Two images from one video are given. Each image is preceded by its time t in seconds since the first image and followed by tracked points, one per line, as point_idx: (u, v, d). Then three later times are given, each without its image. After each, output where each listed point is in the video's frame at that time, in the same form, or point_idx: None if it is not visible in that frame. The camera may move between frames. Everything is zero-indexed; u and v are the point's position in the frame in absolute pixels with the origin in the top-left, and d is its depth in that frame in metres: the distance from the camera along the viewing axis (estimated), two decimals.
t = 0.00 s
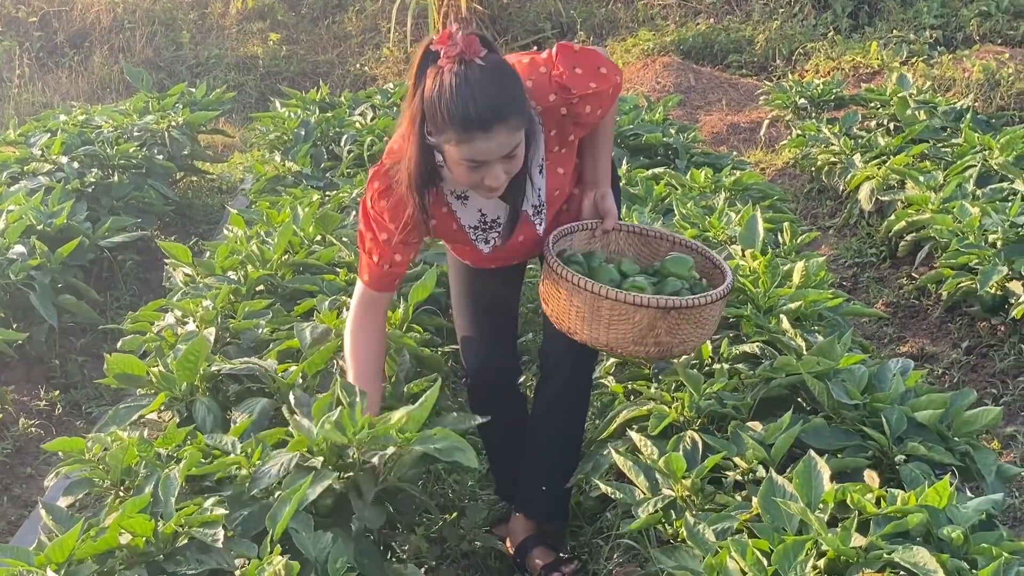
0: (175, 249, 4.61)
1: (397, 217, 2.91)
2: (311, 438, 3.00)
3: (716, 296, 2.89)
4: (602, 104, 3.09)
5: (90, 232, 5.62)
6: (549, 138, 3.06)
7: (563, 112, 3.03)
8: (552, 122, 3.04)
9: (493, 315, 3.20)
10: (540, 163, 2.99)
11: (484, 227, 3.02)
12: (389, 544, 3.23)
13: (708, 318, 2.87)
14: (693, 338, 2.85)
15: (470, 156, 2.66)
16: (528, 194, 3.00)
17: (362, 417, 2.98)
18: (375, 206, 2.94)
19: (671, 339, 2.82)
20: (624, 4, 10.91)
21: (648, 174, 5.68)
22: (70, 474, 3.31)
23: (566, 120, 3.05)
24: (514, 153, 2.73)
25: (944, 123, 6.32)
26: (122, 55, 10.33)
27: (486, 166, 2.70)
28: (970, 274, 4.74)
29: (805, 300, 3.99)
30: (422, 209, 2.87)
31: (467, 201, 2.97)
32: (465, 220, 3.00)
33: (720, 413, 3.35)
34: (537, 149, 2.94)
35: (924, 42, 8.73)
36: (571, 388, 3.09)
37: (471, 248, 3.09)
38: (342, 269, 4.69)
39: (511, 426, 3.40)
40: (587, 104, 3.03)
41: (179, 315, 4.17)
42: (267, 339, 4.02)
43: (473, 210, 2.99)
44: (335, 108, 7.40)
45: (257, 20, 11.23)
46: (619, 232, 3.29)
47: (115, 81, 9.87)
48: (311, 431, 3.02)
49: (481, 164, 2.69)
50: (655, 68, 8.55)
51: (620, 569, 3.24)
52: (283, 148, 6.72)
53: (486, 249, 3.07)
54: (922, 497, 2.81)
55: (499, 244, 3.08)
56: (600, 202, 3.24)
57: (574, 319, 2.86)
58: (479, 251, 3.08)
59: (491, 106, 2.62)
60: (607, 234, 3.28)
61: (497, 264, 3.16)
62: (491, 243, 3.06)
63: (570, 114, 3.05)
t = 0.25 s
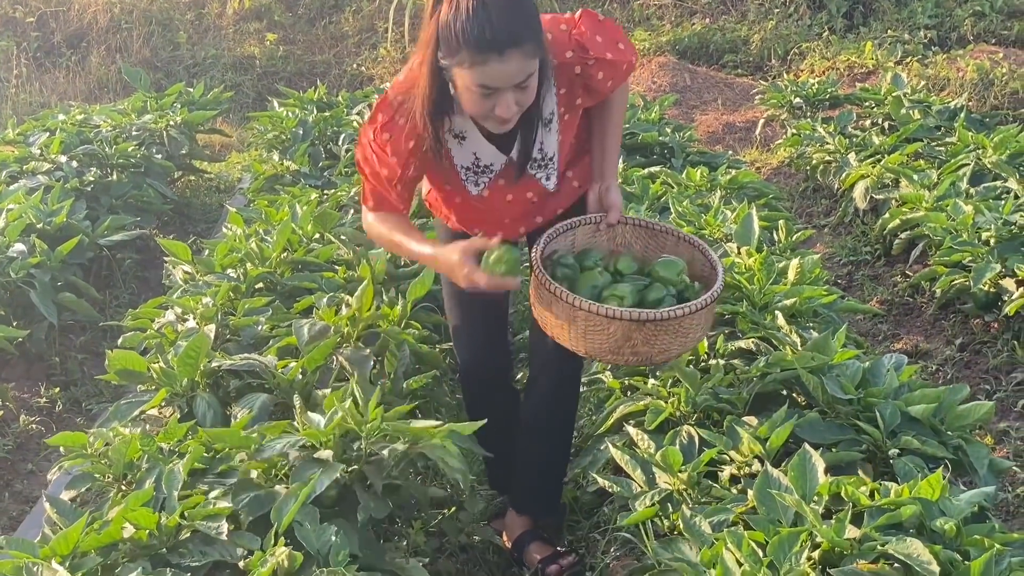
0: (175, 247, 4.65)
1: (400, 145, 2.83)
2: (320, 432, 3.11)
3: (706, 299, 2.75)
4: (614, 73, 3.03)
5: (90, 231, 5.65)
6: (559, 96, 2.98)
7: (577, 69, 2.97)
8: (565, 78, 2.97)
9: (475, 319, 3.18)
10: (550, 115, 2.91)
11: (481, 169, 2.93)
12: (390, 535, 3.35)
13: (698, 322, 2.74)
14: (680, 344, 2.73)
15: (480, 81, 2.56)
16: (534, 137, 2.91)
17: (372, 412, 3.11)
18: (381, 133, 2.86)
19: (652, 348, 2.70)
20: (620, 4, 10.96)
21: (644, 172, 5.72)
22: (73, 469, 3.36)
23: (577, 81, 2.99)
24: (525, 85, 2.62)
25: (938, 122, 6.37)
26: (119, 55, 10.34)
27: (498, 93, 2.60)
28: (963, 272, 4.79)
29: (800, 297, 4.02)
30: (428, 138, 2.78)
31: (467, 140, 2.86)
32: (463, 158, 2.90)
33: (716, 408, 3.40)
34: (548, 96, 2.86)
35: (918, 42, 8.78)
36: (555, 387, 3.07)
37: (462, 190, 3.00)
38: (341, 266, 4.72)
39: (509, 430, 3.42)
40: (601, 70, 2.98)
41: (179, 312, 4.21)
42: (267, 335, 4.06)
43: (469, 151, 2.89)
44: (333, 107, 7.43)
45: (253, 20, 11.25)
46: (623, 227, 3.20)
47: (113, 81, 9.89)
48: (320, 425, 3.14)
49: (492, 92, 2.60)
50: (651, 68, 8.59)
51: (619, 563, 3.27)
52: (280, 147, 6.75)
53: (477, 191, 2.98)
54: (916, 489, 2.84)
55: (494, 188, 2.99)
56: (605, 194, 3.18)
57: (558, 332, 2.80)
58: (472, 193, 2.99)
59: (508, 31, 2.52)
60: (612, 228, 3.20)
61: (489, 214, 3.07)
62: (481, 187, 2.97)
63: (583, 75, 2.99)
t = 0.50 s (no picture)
0: (173, 243, 4.68)
1: (424, 83, 2.77)
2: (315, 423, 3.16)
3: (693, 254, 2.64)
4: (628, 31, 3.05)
5: (88, 228, 5.67)
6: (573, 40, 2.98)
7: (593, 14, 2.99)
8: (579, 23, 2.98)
9: (484, 320, 3.14)
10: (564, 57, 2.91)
11: (494, 111, 2.89)
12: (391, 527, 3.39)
13: (682, 279, 2.64)
14: (663, 299, 2.64)
15: (493, 2, 2.52)
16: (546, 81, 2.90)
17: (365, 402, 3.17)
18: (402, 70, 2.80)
19: (628, 303, 2.62)
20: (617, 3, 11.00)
21: (640, 169, 5.75)
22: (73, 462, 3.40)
23: (591, 25, 3.00)
24: (540, 10, 2.59)
25: (931, 120, 6.41)
26: (115, 53, 10.35)
27: (509, 19, 2.57)
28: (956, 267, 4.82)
29: (793, 293, 4.06)
30: (446, 72, 2.75)
31: (480, 77, 2.85)
32: (475, 99, 2.87)
33: (709, 401, 3.43)
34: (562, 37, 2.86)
35: (912, 41, 8.82)
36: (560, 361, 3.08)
37: (473, 136, 2.96)
38: (338, 262, 4.75)
39: (508, 433, 3.37)
40: (615, 18, 3.00)
41: (178, 307, 4.24)
42: (264, 330, 4.08)
43: (482, 91, 2.86)
44: (330, 105, 7.46)
45: (250, 19, 11.28)
46: (625, 194, 3.15)
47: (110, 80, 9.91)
48: (315, 416, 3.19)
49: (505, 16, 2.56)
50: (647, 67, 8.62)
51: (613, 555, 3.31)
52: (277, 145, 6.78)
53: (488, 137, 2.94)
54: (907, 480, 2.87)
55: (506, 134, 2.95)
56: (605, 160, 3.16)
57: (530, 282, 2.76)
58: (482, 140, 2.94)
59: None
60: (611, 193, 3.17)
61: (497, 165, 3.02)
62: (493, 131, 2.93)
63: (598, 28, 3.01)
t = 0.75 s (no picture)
0: (171, 239, 4.72)
1: (406, 56, 2.80)
2: (312, 416, 3.20)
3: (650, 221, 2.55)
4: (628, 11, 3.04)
5: (86, 225, 5.72)
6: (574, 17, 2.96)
7: None
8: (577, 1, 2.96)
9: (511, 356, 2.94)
10: (559, 33, 2.88)
11: (485, 86, 2.88)
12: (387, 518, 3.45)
13: (638, 247, 2.56)
14: (618, 269, 2.57)
15: None
16: (540, 55, 2.88)
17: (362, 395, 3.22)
18: (387, 43, 2.84)
19: (583, 275, 2.57)
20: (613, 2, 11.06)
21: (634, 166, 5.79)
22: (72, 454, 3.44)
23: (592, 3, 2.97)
24: None
25: (924, 118, 6.45)
26: (113, 52, 10.39)
27: None
28: (947, 263, 4.85)
29: (785, 288, 4.10)
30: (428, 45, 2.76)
31: (473, 53, 2.84)
32: (466, 74, 2.86)
33: (701, 394, 3.48)
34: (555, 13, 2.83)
35: (907, 40, 8.87)
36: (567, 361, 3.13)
37: (469, 113, 2.94)
38: (334, 258, 4.79)
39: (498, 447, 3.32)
40: None
41: (176, 302, 4.28)
42: (261, 325, 4.12)
43: (475, 65, 2.85)
44: (327, 102, 7.50)
45: (248, 18, 11.33)
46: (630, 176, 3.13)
47: (108, 78, 9.95)
48: (312, 409, 3.23)
49: None
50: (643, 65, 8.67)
51: (607, 546, 3.39)
52: (275, 142, 6.82)
53: (481, 113, 2.92)
54: (895, 471, 2.91)
55: (499, 111, 2.93)
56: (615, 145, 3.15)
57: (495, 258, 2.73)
58: (476, 116, 2.93)
59: None
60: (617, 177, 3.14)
61: (494, 143, 2.99)
62: (487, 107, 2.91)
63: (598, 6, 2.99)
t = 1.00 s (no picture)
0: (167, 230, 4.80)
1: (362, 45, 2.62)
2: (303, 400, 3.27)
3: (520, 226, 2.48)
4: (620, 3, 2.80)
5: (84, 217, 5.79)
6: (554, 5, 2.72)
7: None
8: None
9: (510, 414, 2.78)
10: (530, 22, 2.69)
11: (455, 80, 2.69)
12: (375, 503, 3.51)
13: (507, 250, 2.51)
14: (489, 271, 2.54)
15: None
16: (513, 46, 2.68)
17: (352, 379, 3.29)
18: (348, 27, 2.64)
19: (462, 273, 2.58)
20: None
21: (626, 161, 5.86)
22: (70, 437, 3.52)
23: None
24: None
25: (915, 113, 6.52)
26: (111, 49, 10.44)
27: None
28: (934, 255, 4.90)
29: (772, 278, 4.15)
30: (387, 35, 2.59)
31: (442, 46, 2.66)
32: (436, 68, 2.68)
33: (688, 378, 3.55)
34: None
35: (900, 37, 8.94)
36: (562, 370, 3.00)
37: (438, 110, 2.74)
38: (329, 249, 4.86)
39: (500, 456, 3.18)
40: None
41: (172, 291, 4.35)
42: (256, 314, 4.19)
43: (443, 58, 2.67)
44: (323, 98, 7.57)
45: (245, 15, 11.41)
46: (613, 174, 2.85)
47: (107, 75, 10.02)
48: (304, 393, 3.30)
49: None
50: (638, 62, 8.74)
51: (594, 529, 3.42)
52: (271, 137, 6.90)
53: (453, 108, 2.73)
54: (874, 452, 2.97)
55: (472, 104, 2.73)
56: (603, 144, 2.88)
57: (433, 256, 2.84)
58: (447, 111, 2.74)
59: None
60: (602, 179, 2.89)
61: (470, 139, 2.80)
62: (459, 102, 2.72)
63: None
